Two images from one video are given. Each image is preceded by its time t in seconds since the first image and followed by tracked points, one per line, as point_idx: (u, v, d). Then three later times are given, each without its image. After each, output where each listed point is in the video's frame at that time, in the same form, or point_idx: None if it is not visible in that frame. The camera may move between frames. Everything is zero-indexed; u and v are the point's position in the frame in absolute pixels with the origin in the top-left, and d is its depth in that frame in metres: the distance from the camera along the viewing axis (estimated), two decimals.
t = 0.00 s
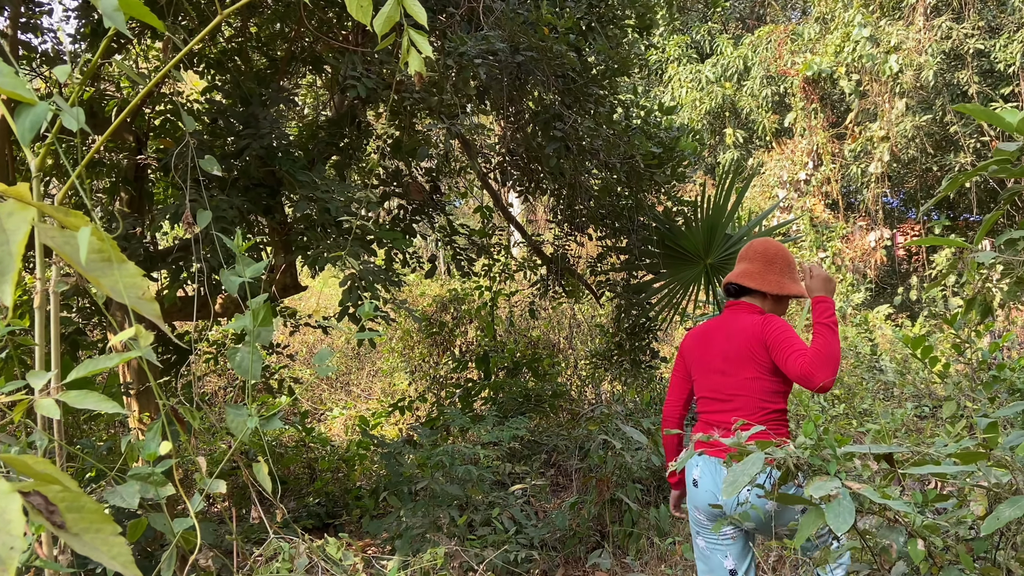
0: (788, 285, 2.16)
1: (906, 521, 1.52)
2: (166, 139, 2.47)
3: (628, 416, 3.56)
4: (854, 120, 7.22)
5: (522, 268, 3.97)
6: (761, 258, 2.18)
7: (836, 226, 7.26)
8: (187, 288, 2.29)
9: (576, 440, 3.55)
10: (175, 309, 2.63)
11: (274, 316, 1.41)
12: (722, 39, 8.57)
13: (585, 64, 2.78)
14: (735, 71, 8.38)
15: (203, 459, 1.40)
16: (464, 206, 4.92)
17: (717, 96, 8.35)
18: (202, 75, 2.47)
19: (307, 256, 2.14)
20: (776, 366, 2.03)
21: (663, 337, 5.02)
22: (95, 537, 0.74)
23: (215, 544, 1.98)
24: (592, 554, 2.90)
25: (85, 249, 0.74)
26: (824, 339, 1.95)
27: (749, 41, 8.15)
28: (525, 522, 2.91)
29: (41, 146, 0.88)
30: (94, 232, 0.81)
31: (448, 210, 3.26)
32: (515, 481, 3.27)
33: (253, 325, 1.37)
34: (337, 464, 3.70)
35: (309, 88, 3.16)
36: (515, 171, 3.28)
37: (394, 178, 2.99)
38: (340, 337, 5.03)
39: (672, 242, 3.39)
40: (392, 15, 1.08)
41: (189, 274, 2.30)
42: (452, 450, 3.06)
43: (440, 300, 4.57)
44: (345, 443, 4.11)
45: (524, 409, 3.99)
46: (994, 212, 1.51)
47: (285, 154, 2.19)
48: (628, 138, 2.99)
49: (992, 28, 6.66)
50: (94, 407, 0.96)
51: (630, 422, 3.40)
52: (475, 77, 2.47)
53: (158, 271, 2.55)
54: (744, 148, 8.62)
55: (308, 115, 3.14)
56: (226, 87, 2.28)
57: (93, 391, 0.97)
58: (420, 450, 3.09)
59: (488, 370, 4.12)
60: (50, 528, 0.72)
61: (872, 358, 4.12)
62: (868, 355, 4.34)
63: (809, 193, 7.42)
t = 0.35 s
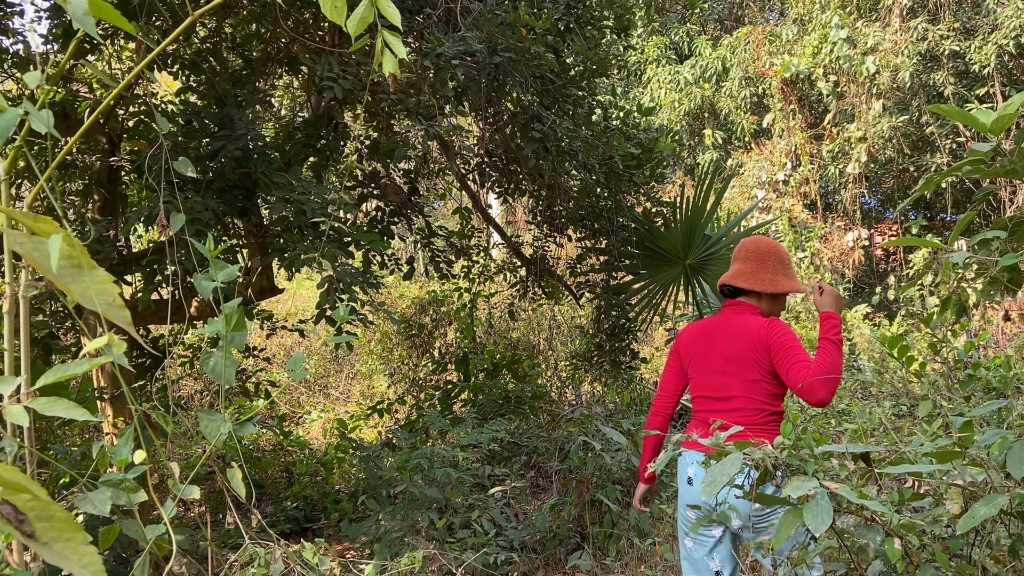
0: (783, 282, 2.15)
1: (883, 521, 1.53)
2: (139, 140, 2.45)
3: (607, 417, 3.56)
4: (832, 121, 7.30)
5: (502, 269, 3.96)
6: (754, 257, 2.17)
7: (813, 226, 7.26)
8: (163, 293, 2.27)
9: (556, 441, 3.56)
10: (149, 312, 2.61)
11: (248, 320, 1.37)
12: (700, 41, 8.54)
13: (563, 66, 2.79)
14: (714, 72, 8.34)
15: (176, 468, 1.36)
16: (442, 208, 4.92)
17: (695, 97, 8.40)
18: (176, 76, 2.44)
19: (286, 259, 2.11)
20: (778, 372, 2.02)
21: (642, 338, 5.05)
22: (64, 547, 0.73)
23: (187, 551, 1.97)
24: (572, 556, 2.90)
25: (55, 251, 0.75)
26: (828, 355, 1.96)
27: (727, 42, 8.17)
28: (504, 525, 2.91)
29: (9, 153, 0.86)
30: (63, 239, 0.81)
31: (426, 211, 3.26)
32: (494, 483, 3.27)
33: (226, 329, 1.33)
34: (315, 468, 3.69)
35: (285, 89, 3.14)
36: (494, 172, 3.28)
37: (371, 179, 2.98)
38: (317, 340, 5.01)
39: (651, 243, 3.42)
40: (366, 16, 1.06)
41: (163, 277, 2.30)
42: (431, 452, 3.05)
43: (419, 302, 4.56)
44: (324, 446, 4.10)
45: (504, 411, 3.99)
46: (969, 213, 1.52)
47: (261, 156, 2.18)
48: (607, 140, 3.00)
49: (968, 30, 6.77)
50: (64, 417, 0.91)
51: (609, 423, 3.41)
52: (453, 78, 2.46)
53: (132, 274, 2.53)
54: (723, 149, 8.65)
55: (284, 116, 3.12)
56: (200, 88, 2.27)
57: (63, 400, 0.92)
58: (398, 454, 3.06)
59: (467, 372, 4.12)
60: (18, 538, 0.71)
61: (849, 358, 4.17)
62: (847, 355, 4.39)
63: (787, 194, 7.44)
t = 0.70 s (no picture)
0: (783, 284, 2.14)
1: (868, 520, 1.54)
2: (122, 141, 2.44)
3: (594, 417, 3.57)
4: (817, 120, 7.37)
5: (489, 270, 3.96)
6: (759, 257, 2.13)
7: (799, 227, 7.38)
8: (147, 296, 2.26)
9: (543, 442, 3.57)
10: (133, 314, 2.60)
11: (232, 321, 1.34)
12: (686, 41, 8.51)
13: (548, 66, 2.80)
14: (699, 72, 8.34)
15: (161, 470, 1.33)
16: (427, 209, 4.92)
17: (682, 97, 8.41)
18: (160, 76, 2.43)
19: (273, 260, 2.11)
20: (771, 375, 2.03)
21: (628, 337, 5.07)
22: (46, 552, 0.72)
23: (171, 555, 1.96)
24: (559, 556, 2.90)
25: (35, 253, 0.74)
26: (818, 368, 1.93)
27: (713, 42, 8.18)
28: (490, 525, 2.92)
29: None
30: (45, 242, 0.80)
31: (412, 212, 3.28)
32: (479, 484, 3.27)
33: (211, 332, 1.31)
34: (301, 469, 3.69)
35: (270, 89, 3.13)
36: (480, 173, 3.29)
37: (357, 180, 2.98)
38: (303, 341, 5.00)
39: (637, 243, 3.45)
40: (350, 16, 1.05)
41: (147, 278, 2.30)
42: (418, 453, 3.05)
43: (405, 303, 4.56)
44: (310, 447, 4.09)
45: (491, 412, 3.98)
46: (952, 212, 1.52)
47: (246, 157, 2.17)
48: (593, 140, 3.01)
49: (952, 30, 6.82)
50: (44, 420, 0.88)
51: (596, 423, 3.41)
52: (438, 78, 2.47)
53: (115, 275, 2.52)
54: (709, 148, 8.66)
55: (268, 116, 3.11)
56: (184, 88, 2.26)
57: (43, 401, 0.89)
58: (384, 455, 3.06)
59: (453, 373, 4.13)
60: None
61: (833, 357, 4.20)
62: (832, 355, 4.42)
63: (773, 194, 7.50)
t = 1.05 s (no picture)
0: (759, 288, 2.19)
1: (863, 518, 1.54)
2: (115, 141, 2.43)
3: (588, 417, 3.57)
4: (811, 120, 7.42)
5: (483, 269, 3.96)
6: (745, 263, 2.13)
7: (792, 226, 7.42)
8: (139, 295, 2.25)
9: (537, 441, 3.57)
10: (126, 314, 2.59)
11: (226, 320, 1.33)
12: (679, 40, 8.48)
13: (542, 66, 2.80)
14: (693, 71, 8.27)
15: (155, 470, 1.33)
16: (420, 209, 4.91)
17: (675, 97, 8.34)
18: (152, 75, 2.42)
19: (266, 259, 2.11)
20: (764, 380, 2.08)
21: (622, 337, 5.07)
22: (39, 553, 0.72)
23: (165, 554, 1.96)
24: (554, 556, 2.90)
25: (31, 255, 0.74)
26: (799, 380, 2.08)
27: (707, 41, 8.14)
28: (484, 524, 2.93)
29: None
30: (40, 243, 0.79)
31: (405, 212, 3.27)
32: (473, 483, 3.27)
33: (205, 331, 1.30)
34: (295, 469, 3.69)
35: (263, 89, 3.13)
36: (474, 172, 3.29)
37: (351, 180, 2.98)
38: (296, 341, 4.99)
39: (631, 242, 3.43)
40: (344, 15, 1.05)
41: (140, 278, 2.29)
42: (412, 453, 3.05)
43: (399, 303, 4.56)
44: (304, 447, 4.09)
45: (485, 411, 3.98)
46: (945, 212, 1.52)
47: (239, 156, 2.17)
48: (586, 139, 3.01)
49: (944, 30, 6.84)
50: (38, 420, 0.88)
51: (590, 422, 3.42)
52: (432, 78, 2.46)
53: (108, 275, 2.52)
54: (702, 147, 8.64)
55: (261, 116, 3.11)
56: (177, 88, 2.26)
57: (36, 401, 0.88)
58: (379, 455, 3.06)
59: (447, 372, 4.13)
60: None
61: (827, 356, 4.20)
62: (825, 354, 4.43)
63: (766, 193, 7.55)
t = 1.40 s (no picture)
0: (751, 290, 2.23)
1: (861, 516, 1.54)
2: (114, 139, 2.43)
3: (586, 416, 3.57)
4: (808, 119, 7.42)
5: (481, 268, 3.96)
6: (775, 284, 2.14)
7: (789, 225, 7.42)
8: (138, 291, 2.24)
9: (535, 440, 3.57)
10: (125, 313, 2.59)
11: (226, 319, 1.30)
12: (677, 39, 8.40)
13: (540, 65, 2.79)
14: (691, 71, 8.30)
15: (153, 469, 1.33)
16: (417, 208, 4.91)
17: (673, 97, 8.34)
18: (151, 74, 2.42)
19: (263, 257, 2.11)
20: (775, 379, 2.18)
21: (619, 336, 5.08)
22: (43, 552, 0.73)
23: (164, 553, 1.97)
24: (552, 554, 2.90)
25: (37, 255, 0.74)
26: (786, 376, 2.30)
27: (705, 41, 8.16)
28: (482, 523, 2.93)
29: None
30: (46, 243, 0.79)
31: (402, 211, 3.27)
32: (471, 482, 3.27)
33: (206, 329, 1.28)
34: (293, 468, 3.69)
35: (261, 88, 3.13)
36: (472, 171, 3.29)
37: (350, 178, 2.98)
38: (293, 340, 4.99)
39: (629, 242, 3.41)
40: (342, 11, 1.05)
41: (139, 276, 2.28)
42: (410, 452, 3.05)
43: (397, 301, 4.56)
44: (301, 446, 4.09)
45: (483, 411, 3.97)
46: (945, 212, 1.52)
47: (237, 155, 2.17)
48: (584, 139, 3.01)
49: (943, 29, 6.84)
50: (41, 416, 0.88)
51: (589, 421, 3.42)
52: (430, 77, 2.46)
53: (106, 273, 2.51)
54: (700, 146, 8.63)
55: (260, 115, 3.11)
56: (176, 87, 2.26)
57: (39, 398, 0.89)
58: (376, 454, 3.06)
59: (445, 371, 4.13)
60: None
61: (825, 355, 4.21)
62: (823, 354, 4.44)
63: (764, 192, 7.55)
